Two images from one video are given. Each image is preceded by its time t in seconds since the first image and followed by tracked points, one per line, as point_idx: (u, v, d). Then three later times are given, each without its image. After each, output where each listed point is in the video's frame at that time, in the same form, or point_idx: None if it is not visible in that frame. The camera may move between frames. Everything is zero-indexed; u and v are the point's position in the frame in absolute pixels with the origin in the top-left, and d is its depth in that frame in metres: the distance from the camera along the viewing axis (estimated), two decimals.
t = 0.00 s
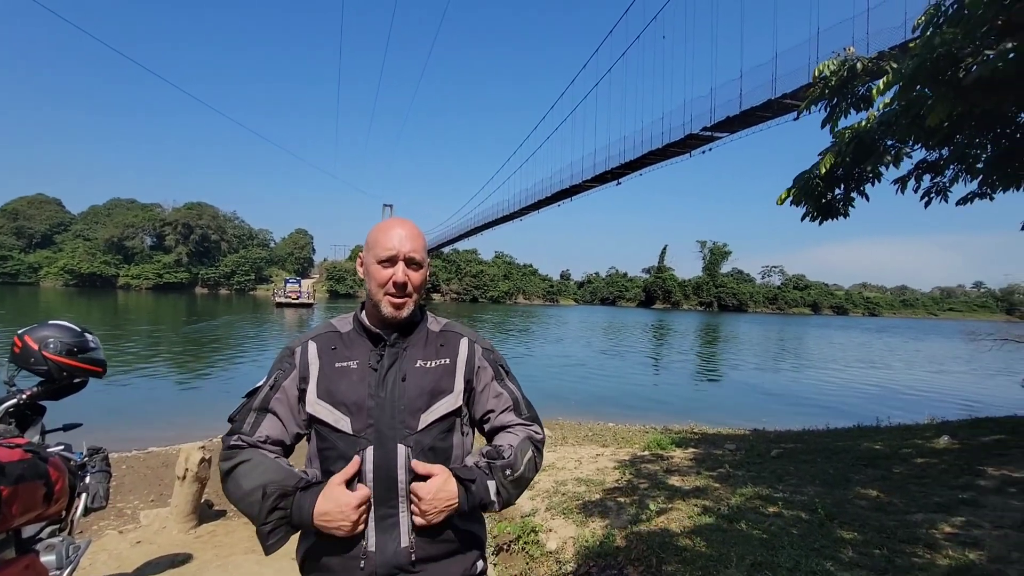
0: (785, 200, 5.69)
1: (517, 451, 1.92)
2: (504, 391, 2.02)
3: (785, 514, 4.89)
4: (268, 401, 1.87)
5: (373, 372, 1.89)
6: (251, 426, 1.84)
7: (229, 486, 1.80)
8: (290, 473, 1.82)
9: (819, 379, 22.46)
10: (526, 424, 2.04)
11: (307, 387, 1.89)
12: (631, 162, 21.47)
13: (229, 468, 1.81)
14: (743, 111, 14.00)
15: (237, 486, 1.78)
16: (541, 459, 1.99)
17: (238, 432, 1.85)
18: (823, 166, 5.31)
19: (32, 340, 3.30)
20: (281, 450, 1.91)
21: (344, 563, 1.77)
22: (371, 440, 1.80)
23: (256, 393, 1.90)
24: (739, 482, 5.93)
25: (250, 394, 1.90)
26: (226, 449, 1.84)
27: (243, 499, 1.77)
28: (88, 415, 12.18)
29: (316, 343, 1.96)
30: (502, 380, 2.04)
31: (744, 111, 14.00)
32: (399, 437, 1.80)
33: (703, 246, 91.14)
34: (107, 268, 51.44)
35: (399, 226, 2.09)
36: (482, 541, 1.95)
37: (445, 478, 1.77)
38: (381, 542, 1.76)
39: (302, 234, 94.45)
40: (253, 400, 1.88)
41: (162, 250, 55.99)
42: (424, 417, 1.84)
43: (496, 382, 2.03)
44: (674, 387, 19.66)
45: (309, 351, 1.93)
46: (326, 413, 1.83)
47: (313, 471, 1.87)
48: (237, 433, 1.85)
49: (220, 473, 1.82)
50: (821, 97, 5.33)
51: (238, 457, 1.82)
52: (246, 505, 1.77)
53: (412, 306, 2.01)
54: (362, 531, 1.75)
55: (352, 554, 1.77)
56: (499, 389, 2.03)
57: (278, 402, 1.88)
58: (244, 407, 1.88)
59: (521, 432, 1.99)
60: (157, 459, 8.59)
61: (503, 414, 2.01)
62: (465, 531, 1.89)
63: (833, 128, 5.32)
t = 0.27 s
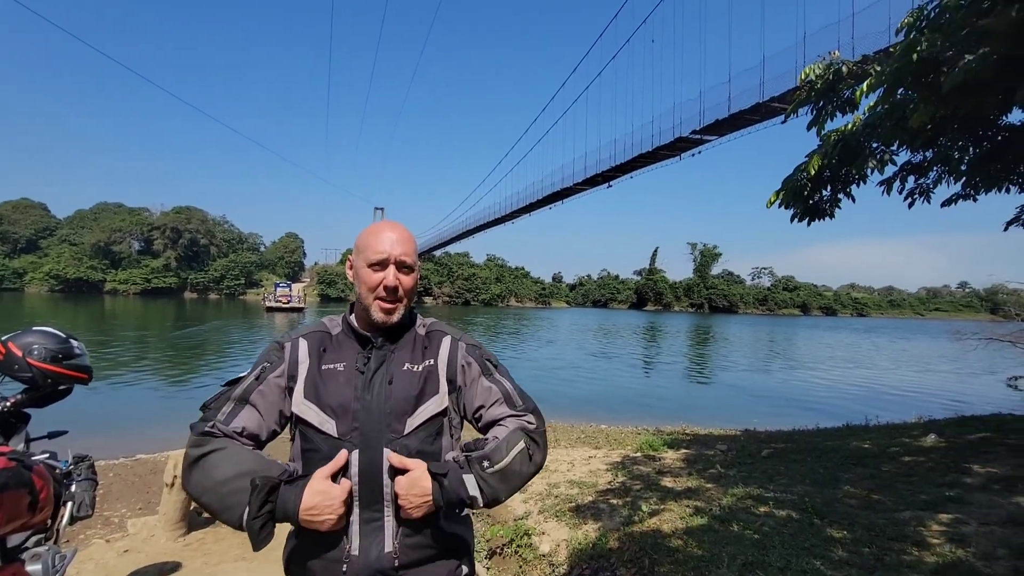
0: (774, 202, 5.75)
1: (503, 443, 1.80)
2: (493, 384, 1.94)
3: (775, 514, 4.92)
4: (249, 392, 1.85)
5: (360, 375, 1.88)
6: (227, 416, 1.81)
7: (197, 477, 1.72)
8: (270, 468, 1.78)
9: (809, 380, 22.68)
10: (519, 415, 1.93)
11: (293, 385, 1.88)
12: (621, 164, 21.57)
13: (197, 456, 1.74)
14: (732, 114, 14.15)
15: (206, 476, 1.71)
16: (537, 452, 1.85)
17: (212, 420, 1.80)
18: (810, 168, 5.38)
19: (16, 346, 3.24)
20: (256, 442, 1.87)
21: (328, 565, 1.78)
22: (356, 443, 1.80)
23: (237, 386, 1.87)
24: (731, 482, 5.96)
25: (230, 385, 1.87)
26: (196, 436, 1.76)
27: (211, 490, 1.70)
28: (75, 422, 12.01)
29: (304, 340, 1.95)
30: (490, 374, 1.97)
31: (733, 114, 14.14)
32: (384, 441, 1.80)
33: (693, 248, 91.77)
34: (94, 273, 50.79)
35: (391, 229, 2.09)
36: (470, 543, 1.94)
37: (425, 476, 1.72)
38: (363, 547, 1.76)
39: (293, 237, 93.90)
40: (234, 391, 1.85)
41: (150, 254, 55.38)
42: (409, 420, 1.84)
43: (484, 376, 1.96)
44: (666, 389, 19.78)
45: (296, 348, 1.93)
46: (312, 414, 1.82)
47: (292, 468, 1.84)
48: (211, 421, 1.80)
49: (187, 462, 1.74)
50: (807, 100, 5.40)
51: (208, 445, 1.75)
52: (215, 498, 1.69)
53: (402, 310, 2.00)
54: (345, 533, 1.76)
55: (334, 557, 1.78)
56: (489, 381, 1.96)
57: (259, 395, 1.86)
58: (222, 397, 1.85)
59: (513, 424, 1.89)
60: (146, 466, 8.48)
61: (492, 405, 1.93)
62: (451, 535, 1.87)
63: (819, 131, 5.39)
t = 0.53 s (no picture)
0: (760, 205, 5.82)
1: (483, 471, 1.88)
2: (478, 405, 1.96)
3: (762, 513, 4.98)
4: (236, 416, 1.85)
5: (343, 388, 1.86)
6: (221, 442, 1.83)
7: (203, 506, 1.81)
8: (262, 495, 1.80)
9: (795, 380, 22.91)
10: (497, 442, 2.00)
11: (273, 403, 1.87)
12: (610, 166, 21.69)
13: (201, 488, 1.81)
14: (718, 117, 14.30)
15: (210, 508, 1.78)
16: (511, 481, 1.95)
17: (208, 449, 1.84)
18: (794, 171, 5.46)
19: None
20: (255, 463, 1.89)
21: None
22: (339, 460, 1.78)
23: (223, 409, 1.87)
24: (718, 482, 6.01)
25: (217, 409, 1.88)
26: (198, 469, 1.81)
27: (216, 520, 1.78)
28: (56, 429, 11.78)
29: (283, 355, 1.93)
30: (475, 394, 1.98)
31: (719, 117, 14.30)
32: (368, 456, 1.77)
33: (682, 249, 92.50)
34: (76, 276, 49.92)
35: (375, 230, 2.07)
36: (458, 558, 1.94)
37: (408, 499, 1.73)
38: (349, 566, 1.74)
39: (281, 240, 93.04)
40: (221, 415, 1.86)
41: (134, 257, 54.57)
42: (393, 435, 1.81)
43: (470, 396, 1.97)
44: (655, 390, 19.88)
45: (276, 364, 1.91)
46: (294, 432, 1.81)
47: (284, 488, 1.85)
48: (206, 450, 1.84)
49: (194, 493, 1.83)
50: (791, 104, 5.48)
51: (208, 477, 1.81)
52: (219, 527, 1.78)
53: (387, 315, 1.99)
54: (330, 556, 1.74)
55: None
56: (473, 403, 1.97)
57: (245, 418, 1.86)
58: (213, 422, 1.86)
59: (491, 450, 1.95)
60: (130, 473, 8.33)
61: (476, 428, 1.96)
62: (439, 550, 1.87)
63: (803, 133, 5.46)
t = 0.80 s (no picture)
0: (746, 205, 5.88)
1: (480, 484, 1.89)
2: (477, 417, 1.97)
3: (748, 510, 5.03)
4: (233, 420, 1.84)
5: (341, 393, 1.84)
6: (218, 445, 1.82)
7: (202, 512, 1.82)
8: (254, 503, 1.78)
9: (781, 378, 23.19)
10: (495, 454, 2.00)
11: (268, 407, 1.85)
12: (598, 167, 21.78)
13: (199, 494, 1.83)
14: (704, 118, 14.44)
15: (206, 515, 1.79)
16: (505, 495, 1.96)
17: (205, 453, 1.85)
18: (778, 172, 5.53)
19: None
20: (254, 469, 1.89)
21: None
22: (334, 468, 1.76)
23: (221, 413, 1.86)
24: (706, 480, 6.06)
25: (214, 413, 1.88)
26: (195, 475, 1.81)
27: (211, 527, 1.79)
28: (35, 433, 11.53)
29: (280, 356, 1.92)
30: (477, 405, 1.98)
31: (705, 118, 14.44)
32: (364, 465, 1.76)
33: (669, 249, 93.22)
34: (56, 278, 48.90)
35: (379, 230, 2.05)
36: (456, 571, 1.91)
37: (402, 509, 1.72)
38: None
39: (267, 241, 92.03)
40: (218, 419, 1.85)
41: (116, 258, 53.60)
42: (392, 443, 1.80)
43: (471, 406, 1.98)
44: (643, 389, 20.00)
45: (273, 366, 1.89)
46: (289, 438, 1.79)
47: (279, 498, 1.82)
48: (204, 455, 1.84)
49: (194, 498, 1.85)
50: (775, 105, 5.56)
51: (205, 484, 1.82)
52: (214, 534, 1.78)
53: (390, 318, 1.97)
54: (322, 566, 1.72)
55: None
56: (473, 412, 1.98)
57: (242, 421, 1.85)
58: (210, 426, 1.86)
59: (489, 463, 1.96)
60: (112, 478, 8.18)
61: (475, 439, 1.97)
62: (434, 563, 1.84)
63: (787, 135, 5.54)
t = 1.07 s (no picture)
0: (741, 205, 5.90)
1: (499, 498, 1.90)
2: (500, 427, 1.98)
3: (744, 509, 5.05)
4: (247, 412, 1.79)
5: (365, 394, 1.81)
6: (231, 438, 1.78)
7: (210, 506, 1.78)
8: (268, 503, 1.73)
9: (775, 377, 23.28)
10: (513, 467, 2.01)
11: (286, 402, 1.80)
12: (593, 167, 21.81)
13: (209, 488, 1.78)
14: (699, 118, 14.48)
15: (215, 509, 1.75)
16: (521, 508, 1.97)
17: (217, 446, 1.81)
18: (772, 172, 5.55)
19: None
20: (265, 463, 1.85)
21: None
22: (355, 473, 1.74)
23: (234, 404, 1.81)
24: (702, 479, 6.08)
25: (228, 404, 1.83)
26: (206, 468, 1.76)
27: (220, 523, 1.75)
28: (27, 435, 11.45)
29: (302, 348, 1.87)
30: (500, 415, 2.00)
31: (700, 119, 14.48)
32: (386, 472, 1.74)
33: (664, 249, 93.49)
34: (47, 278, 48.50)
35: (413, 222, 2.01)
36: None
37: (422, 522, 1.69)
38: None
39: (261, 241, 91.61)
40: (231, 411, 1.80)
41: (108, 258, 53.23)
42: (416, 451, 1.79)
43: (494, 415, 1.99)
44: (638, 389, 20.03)
45: (292, 359, 1.84)
46: (309, 438, 1.75)
47: (294, 496, 1.80)
48: (217, 447, 1.80)
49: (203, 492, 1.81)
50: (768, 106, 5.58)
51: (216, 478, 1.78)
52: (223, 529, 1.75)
53: (420, 316, 1.94)
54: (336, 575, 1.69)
55: None
56: (497, 422, 2.00)
57: (256, 414, 1.80)
58: (222, 417, 1.81)
59: (507, 476, 1.97)
60: (104, 479, 8.12)
61: (496, 451, 1.97)
62: None
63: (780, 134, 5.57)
